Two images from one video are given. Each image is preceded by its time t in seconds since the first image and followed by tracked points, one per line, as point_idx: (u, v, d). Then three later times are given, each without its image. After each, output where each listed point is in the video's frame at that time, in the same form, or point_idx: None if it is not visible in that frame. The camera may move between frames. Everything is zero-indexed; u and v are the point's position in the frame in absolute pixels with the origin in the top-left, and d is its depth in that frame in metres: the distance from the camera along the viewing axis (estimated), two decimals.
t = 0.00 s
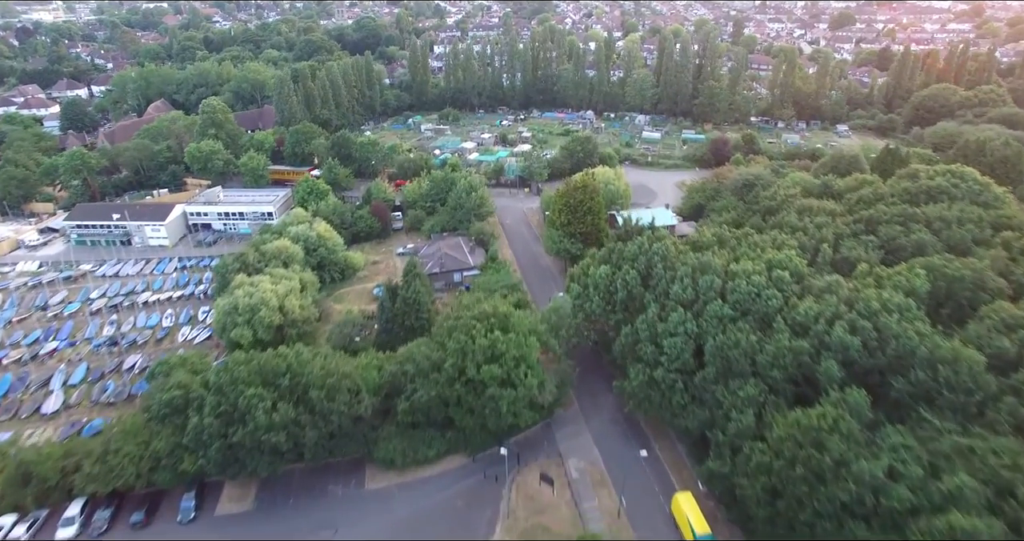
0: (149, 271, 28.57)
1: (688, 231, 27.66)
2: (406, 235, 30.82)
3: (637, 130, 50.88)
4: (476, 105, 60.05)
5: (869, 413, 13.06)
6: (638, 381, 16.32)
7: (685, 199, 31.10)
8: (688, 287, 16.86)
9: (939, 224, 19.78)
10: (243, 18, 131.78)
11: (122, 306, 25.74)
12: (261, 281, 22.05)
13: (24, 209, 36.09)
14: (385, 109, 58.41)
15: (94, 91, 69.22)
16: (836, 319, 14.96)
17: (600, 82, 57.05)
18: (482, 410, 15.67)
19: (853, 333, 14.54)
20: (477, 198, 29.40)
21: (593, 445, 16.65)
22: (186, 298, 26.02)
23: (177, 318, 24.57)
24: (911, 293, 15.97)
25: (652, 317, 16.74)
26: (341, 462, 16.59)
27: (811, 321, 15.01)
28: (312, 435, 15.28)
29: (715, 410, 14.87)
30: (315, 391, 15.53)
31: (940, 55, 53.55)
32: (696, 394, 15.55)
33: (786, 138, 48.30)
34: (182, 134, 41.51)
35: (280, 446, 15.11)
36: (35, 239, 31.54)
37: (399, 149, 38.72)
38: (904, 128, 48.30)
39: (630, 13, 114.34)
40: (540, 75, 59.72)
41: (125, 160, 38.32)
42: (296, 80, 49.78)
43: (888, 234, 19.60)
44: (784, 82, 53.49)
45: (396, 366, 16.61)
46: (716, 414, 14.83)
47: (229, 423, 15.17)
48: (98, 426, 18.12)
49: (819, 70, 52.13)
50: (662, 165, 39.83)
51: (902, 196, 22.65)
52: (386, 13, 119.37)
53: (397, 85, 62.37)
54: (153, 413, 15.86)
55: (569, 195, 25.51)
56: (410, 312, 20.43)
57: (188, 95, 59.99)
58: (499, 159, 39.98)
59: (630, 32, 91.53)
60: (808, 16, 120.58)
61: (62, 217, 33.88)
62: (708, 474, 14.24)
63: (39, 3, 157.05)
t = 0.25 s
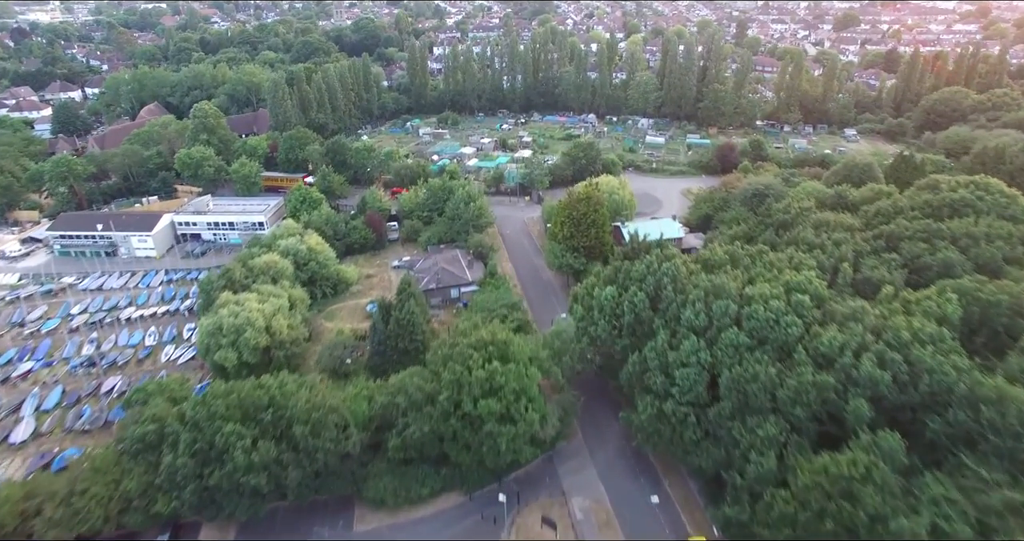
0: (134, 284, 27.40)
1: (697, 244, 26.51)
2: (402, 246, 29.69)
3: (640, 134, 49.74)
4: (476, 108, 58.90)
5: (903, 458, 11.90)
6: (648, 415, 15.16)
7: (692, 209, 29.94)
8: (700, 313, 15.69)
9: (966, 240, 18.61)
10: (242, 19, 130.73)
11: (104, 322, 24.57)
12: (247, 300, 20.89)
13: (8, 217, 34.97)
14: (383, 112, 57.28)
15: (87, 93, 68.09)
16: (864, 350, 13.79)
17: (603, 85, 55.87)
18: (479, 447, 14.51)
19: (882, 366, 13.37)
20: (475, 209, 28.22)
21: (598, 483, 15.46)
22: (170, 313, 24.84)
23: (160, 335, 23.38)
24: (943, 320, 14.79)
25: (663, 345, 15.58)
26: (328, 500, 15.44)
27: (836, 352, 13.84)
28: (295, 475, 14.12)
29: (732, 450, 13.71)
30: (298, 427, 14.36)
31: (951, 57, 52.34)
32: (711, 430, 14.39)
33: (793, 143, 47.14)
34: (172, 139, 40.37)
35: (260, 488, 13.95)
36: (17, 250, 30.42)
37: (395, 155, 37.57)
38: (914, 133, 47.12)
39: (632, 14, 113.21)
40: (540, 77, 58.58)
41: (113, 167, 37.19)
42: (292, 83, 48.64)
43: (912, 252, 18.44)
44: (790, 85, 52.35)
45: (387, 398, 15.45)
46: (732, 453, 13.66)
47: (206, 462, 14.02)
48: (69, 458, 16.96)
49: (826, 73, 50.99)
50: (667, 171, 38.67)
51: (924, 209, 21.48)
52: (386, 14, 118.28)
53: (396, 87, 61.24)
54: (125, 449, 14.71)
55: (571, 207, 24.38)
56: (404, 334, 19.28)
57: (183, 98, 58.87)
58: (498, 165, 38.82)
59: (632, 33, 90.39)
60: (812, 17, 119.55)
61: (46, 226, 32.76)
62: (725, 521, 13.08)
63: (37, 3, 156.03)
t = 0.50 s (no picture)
0: (116, 298, 26.19)
1: (705, 258, 25.34)
2: (397, 258, 28.54)
3: (644, 139, 48.59)
4: (475, 111, 57.76)
5: (945, 515, 10.74)
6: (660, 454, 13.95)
7: (700, 220, 28.77)
8: (715, 342, 14.52)
9: (997, 259, 17.43)
10: (240, 20, 129.74)
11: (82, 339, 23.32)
12: (231, 320, 19.71)
13: None
14: (381, 115, 56.14)
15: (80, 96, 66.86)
16: (896, 388, 12.63)
17: (605, 88, 54.69)
18: (476, 490, 13.35)
19: (917, 407, 12.21)
20: (474, 220, 27.00)
21: (604, 525, 14.15)
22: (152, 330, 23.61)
23: (140, 355, 22.14)
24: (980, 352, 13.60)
25: (674, 377, 14.42)
26: None
27: (867, 390, 12.65)
28: (274, 523, 12.93)
29: (753, 497, 12.55)
30: (279, 470, 13.17)
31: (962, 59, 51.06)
32: (728, 473, 13.22)
33: (800, 148, 45.98)
34: (162, 145, 39.20)
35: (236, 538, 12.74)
36: None
37: (391, 161, 36.41)
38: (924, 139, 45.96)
39: (634, 15, 112.04)
40: (541, 80, 57.43)
41: (100, 174, 36.01)
42: (286, 86, 47.47)
43: (939, 271, 17.27)
44: (796, 89, 51.19)
45: (376, 436, 14.27)
46: (753, 501, 12.49)
47: (177, 509, 12.81)
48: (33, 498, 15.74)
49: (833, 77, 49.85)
50: (672, 178, 37.50)
51: (947, 223, 20.30)
52: (385, 15, 117.22)
53: (393, 90, 60.08)
54: (90, 493, 13.50)
55: (574, 219, 23.22)
56: (397, 361, 18.11)
57: (176, 101, 57.72)
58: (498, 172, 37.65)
59: (633, 35, 89.24)
60: (815, 17, 118.42)
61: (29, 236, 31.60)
62: None
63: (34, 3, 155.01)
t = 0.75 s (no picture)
0: (97, 314, 24.98)
1: (715, 273, 24.18)
2: (392, 272, 27.37)
3: (647, 143, 47.44)
4: (475, 114, 56.59)
5: None
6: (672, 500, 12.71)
7: (708, 232, 27.60)
8: (732, 376, 13.32)
9: None
10: (238, 20, 128.66)
11: (58, 359, 22.10)
12: (213, 343, 18.53)
13: None
14: (378, 118, 54.98)
15: (72, 98, 65.67)
16: (935, 435, 11.52)
17: (607, 91, 53.48)
18: None
19: (960, 457, 11.06)
20: (472, 232, 25.81)
21: None
22: (133, 350, 22.39)
23: (118, 377, 20.92)
24: None
25: (688, 415, 13.24)
26: None
27: (902, 436, 11.54)
28: None
29: None
30: (255, 521, 11.98)
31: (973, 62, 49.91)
32: (748, 524, 12.04)
33: (808, 154, 44.79)
34: (152, 151, 38.02)
35: None
36: None
37: (387, 168, 35.22)
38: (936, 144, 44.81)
39: (635, 15, 110.92)
40: (542, 82, 56.24)
41: (86, 181, 34.84)
42: (280, 89, 46.29)
43: (971, 295, 16.09)
44: (803, 92, 50.00)
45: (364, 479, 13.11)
46: None
47: None
48: None
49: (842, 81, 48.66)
50: (677, 186, 36.33)
51: (974, 240, 19.13)
52: (384, 15, 116.13)
53: (391, 93, 58.90)
54: None
55: (574, 235, 22.02)
56: (389, 389, 17.00)
57: (170, 104, 56.54)
58: (497, 179, 36.45)
59: (635, 36, 88.07)
60: (818, 18, 117.21)
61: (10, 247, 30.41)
62: None
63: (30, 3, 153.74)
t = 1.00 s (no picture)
0: (77, 332, 23.77)
1: (724, 289, 23.05)
2: (386, 287, 26.21)
3: (650, 148, 46.27)
4: (474, 117, 55.43)
5: None
6: None
7: (716, 245, 26.44)
8: (752, 417, 12.12)
9: None
10: (236, 21, 127.58)
11: (31, 382, 20.88)
12: (192, 369, 17.34)
13: None
14: (375, 122, 53.81)
15: (65, 100, 64.48)
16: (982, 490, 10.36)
17: (609, 94, 52.26)
18: None
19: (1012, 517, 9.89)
20: (470, 245, 24.63)
21: None
22: (111, 371, 21.17)
23: (93, 402, 19.68)
24: None
25: (704, 460, 12.05)
26: None
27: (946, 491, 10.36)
28: None
29: None
30: None
31: (985, 64, 48.74)
32: None
33: (816, 159, 43.61)
34: (140, 157, 36.85)
35: None
36: None
37: (382, 175, 34.01)
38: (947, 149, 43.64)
39: (637, 16, 109.80)
40: (542, 85, 55.04)
41: (71, 189, 33.66)
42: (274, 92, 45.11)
43: (1008, 322, 14.93)
44: (810, 96, 48.80)
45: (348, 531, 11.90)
46: None
47: None
48: None
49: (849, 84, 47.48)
50: (683, 194, 35.12)
51: (1005, 258, 17.99)
52: (383, 16, 115.04)
53: (389, 95, 57.72)
54: None
55: (576, 252, 20.86)
56: (379, 422, 15.84)
57: (162, 107, 55.32)
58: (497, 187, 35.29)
59: (637, 37, 86.87)
60: (822, 18, 115.97)
61: None
62: None
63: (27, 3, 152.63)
